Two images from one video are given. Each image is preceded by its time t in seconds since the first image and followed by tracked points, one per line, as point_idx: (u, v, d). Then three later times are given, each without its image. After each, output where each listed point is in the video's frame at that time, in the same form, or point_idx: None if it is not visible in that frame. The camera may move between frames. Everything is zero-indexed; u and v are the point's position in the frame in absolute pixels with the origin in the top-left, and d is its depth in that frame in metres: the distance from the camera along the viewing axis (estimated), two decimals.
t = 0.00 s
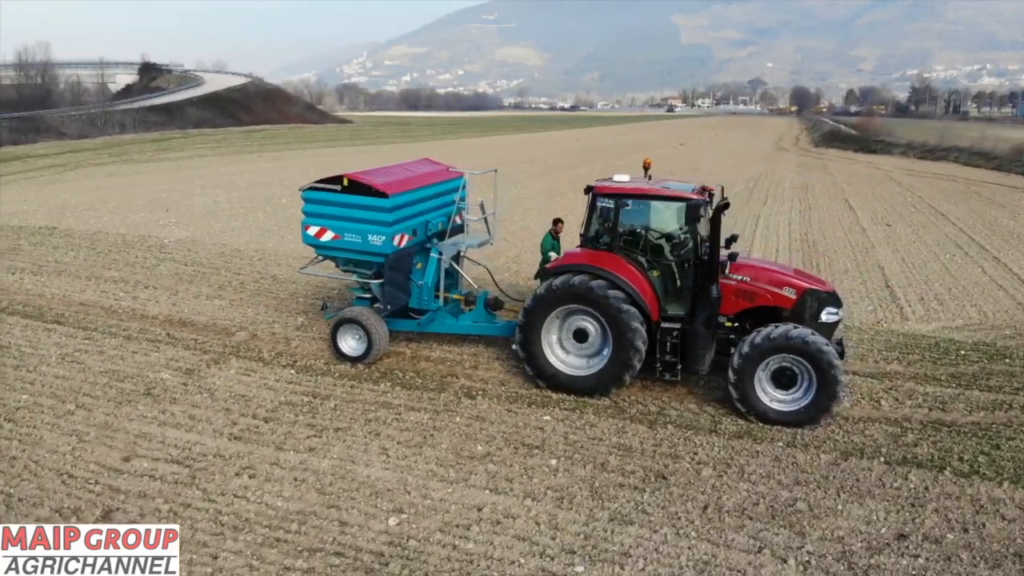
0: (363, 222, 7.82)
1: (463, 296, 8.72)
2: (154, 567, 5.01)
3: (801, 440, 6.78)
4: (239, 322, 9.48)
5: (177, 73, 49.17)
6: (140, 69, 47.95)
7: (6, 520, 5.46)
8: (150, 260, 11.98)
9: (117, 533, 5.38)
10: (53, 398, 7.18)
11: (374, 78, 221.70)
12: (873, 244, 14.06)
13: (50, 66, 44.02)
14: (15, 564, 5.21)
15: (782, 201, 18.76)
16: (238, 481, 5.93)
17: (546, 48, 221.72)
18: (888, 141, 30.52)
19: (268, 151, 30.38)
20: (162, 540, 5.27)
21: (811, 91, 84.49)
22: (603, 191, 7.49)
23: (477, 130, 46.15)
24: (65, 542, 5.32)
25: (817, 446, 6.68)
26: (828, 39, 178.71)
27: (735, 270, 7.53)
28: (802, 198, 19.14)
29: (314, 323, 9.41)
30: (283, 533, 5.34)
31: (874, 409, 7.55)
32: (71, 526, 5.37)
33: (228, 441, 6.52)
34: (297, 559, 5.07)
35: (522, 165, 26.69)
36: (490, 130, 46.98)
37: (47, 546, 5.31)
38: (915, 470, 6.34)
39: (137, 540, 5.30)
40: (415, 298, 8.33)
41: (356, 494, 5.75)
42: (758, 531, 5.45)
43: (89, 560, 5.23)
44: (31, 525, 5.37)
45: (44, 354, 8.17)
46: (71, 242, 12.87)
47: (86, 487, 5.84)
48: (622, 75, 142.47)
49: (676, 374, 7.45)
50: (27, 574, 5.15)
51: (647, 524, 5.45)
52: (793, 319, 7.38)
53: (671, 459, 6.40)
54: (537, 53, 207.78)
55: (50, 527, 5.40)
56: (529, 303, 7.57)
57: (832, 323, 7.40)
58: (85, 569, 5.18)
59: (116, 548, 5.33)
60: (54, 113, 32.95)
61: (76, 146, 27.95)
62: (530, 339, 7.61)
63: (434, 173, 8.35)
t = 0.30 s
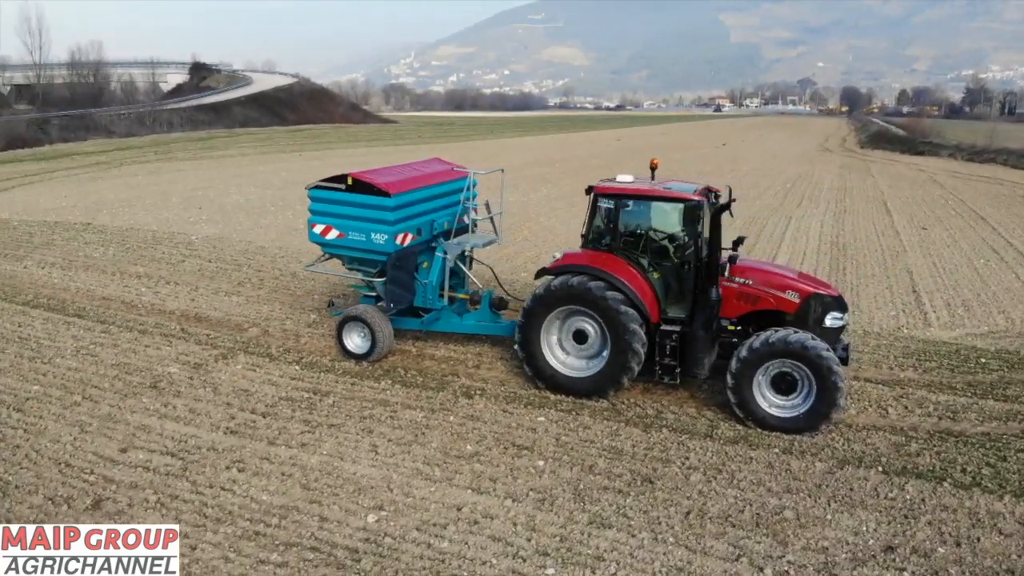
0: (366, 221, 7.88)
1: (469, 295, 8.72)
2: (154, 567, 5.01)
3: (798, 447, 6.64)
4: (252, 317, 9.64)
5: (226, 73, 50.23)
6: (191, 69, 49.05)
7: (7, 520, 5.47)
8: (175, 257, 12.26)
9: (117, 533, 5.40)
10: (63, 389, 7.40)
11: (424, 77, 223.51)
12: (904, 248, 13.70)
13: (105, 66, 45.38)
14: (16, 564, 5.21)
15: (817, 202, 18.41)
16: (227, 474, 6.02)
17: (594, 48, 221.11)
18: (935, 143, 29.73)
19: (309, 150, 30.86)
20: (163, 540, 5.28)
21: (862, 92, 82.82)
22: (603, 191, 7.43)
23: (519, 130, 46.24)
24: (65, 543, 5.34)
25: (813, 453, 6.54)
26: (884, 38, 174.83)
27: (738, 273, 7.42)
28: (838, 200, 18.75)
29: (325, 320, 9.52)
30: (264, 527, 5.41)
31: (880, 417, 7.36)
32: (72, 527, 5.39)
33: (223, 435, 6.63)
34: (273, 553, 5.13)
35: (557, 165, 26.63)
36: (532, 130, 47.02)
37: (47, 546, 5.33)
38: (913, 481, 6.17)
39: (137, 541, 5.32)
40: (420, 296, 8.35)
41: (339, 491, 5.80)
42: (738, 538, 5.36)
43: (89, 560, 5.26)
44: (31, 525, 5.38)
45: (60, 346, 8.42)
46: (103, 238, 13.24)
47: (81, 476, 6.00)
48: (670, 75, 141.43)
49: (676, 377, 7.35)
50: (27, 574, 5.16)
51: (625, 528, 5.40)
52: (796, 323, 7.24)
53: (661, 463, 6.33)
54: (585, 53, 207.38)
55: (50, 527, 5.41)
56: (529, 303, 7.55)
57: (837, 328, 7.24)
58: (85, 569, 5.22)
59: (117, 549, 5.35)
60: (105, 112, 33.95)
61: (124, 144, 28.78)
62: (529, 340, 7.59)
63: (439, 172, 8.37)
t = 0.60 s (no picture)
0: (370, 219, 7.95)
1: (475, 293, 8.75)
2: (154, 567, 5.03)
3: (793, 454, 6.51)
4: (266, 313, 9.80)
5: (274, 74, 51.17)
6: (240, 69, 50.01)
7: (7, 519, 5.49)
8: (200, 253, 12.53)
9: (117, 533, 5.41)
10: (73, 380, 7.62)
11: (473, 78, 224.55)
12: (936, 252, 13.35)
13: (157, 67, 46.64)
14: (15, 564, 5.22)
15: (852, 204, 18.03)
16: (217, 468, 6.12)
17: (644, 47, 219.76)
18: (985, 145, 28.87)
19: (348, 150, 31.27)
20: (163, 540, 5.28)
21: (915, 93, 80.94)
22: (604, 192, 7.38)
23: (560, 130, 46.18)
24: (65, 542, 5.36)
25: (808, 461, 6.41)
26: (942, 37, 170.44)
27: (739, 275, 7.26)
28: (876, 202, 18.34)
29: (336, 318, 9.63)
30: (245, 520, 5.49)
31: (885, 426, 7.18)
32: (71, 527, 5.39)
33: (219, 428, 6.75)
34: (250, 546, 5.21)
35: (592, 165, 26.52)
36: (574, 130, 46.92)
37: (47, 546, 5.34)
38: (909, 491, 6.00)
39: (137, 541, 5.33)
40: (425, 295, 8.39)
41: (323, 486, 5.86)
42: (717, 545, 5.28)
43: (89, 560, 5.26)
44: (31, 525, 5.39)
45: (77, 339, 8.67)
46: (135, 234, 13.60)
47: (78, 466, 6.17)
48: (719, 75, 139.96)
49: (674, 380, 7.27)
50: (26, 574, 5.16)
51: (602, 531, 5.35)
52: (798, 328, 7.09)
53: (650, 467, 6.26)
54: (634, 53, 206.36)
55: (50, 527, 5.43)
56: (528, 303, 7.52)
57: (840, 333, 7.08)
58: (85, 569, 5.22)
59: (117, 549, 5.36)
60: (154, 112, 34.86)
61: (170, 143, 29.53)
62: (528, 340, 7.57)
63: (447, 172, 8.38)
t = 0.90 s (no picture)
0: (374, 218, 8.01)
1: (480, 293, 8.76)
2: (155, 567, 5.02)
3: (786, 461, 6.39)
4: (280, 309, 9.96)
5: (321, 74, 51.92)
6: (288, 69, 50.87)
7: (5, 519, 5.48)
8: (226, 250, 12.78)
9: (117, 533, 5.42)
10: (84, 372, 7.84)
11: (524, 77, 224.84)
12: (970, 256, 12.96)
13: (208, 67, 47.71)
14: (15, 564, 5.22)
15: (889, 207, 17.60)
16: (208, 460, 6.24)
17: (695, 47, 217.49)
18: None
19: (388, 150, 31.58)
20: (163, 540, 5.29)
21: (973, 94, 78.69)
22: (603, 193, 7.35)
23: (603, 130, 45.99)
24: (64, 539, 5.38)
25: (801, 469, 6.28)
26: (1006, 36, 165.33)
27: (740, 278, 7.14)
28: (915, 204, 17.88)
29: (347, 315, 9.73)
30: (228, 513, 5.58)
31: (888, 435, 7.01)
32: (71, 526, 5.41)
33: (216, 422, 6.88)
34: (227, 538, 5.29)
35: (629, 165, 26.36)
36: (617, 130, 46.68)
37: (47, 546, 5.33)
38: (901, 503, 5.85)
39: (137, 540, 5.33)
40: (429, 294, 8.46)
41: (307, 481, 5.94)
42: (692, 551, 5.21)
43: (89, 560, 5.27)
44: (31, 525, 5.39)
45: (94, 332, 8.92)
46: (166, 231, 13.94)
47: (76, 454, 6.34)
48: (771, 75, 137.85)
49: (670, 384, 7.17)
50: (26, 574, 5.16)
51: (577, 534, 5.32)
52: (798, 332, 6.95)
53: (637, 471, 6.20)
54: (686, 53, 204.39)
55: (50, 527, 5.43)
56: (526, 303, 7.51)
57: (841, 338, 6.95)
58: (85, 569, 5.22)
59: (117, 549, 5.36)
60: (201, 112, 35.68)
61: (215, 142, 30.18)
62: (526, 340, 7.55)
63: (453, 172, 8.40)
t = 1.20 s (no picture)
0: (378, 217, 8.07)
1: (487, 293, 8.74)
2: (155, 566, 5.02)
3: (777, 468, 6.27)
4: (295, 306, 10.12)
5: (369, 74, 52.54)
6: (336, 70, 51.58)
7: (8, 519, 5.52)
8: (251, 248, 13.02)
9: (118, 533, 5.43)
10: (96, 364, 8.07)
11: (575, 77, 224.42)
12: (1006, 262, 12.54)
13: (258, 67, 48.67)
14: (16, 564, 5.23)
15: (929, 210, 17.13)
16: (200, 453, 6.36)
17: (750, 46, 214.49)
18: None
19: (429, 150, 31.80)
20: (163, 540, 5.29)
21: None
22: (601, 193, 7.32)
23: (648, 130, 45.63)
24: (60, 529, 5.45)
25: (792, 476, 6.15)
26: None
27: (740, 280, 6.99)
28: (956, 208, 17.37)
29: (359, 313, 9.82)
30: (212, 505, 5.68)
31: (890, 444, 6.83)
32: (72, 527, 5.42)
33: (213, 416, 7.00)
34: (207, 529, 5.39)
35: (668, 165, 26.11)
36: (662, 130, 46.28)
37: (47, 546, 5.35)
38: (892, 514, 5.69)
39: (137, 541, 5.33)
40: (435, 294, 8.44)
41: (292, 477, 6.02)
42: (665, 557, 5.14)
43: (89, 560, 5.27)
44: (31, 525, 5.41)
45: (112, 325, 9.17)
46: (197, 228, 14.28)
47: (75, 444, 6.52)
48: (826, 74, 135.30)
49: (666, 388, 7.09)
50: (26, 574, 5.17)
51: (552, 536, 5.30)
52: (798, 337, 6.80)
53: (623, 474, 6.14)
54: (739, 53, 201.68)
55: (51, 528, 5.45)
56: (524, 303, 7.49)
57: (841, 344, 6.80)
58: (85, 569, 5.23)
59: (116, 549, 5.37)
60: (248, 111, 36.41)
61: (259, 141, 30.78)
62: (524, 340, 7.53)
63: (459, 172, 8.41)
